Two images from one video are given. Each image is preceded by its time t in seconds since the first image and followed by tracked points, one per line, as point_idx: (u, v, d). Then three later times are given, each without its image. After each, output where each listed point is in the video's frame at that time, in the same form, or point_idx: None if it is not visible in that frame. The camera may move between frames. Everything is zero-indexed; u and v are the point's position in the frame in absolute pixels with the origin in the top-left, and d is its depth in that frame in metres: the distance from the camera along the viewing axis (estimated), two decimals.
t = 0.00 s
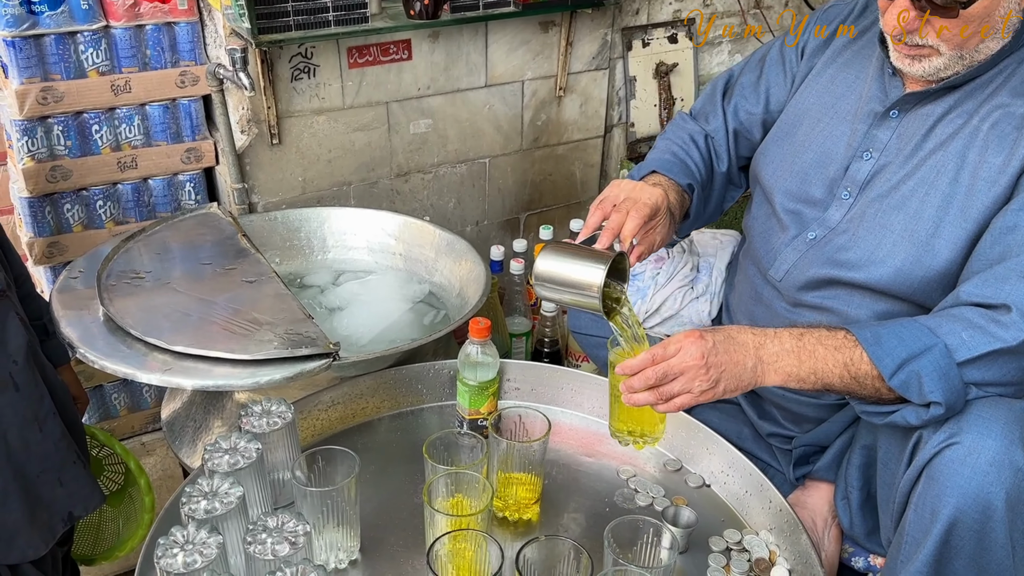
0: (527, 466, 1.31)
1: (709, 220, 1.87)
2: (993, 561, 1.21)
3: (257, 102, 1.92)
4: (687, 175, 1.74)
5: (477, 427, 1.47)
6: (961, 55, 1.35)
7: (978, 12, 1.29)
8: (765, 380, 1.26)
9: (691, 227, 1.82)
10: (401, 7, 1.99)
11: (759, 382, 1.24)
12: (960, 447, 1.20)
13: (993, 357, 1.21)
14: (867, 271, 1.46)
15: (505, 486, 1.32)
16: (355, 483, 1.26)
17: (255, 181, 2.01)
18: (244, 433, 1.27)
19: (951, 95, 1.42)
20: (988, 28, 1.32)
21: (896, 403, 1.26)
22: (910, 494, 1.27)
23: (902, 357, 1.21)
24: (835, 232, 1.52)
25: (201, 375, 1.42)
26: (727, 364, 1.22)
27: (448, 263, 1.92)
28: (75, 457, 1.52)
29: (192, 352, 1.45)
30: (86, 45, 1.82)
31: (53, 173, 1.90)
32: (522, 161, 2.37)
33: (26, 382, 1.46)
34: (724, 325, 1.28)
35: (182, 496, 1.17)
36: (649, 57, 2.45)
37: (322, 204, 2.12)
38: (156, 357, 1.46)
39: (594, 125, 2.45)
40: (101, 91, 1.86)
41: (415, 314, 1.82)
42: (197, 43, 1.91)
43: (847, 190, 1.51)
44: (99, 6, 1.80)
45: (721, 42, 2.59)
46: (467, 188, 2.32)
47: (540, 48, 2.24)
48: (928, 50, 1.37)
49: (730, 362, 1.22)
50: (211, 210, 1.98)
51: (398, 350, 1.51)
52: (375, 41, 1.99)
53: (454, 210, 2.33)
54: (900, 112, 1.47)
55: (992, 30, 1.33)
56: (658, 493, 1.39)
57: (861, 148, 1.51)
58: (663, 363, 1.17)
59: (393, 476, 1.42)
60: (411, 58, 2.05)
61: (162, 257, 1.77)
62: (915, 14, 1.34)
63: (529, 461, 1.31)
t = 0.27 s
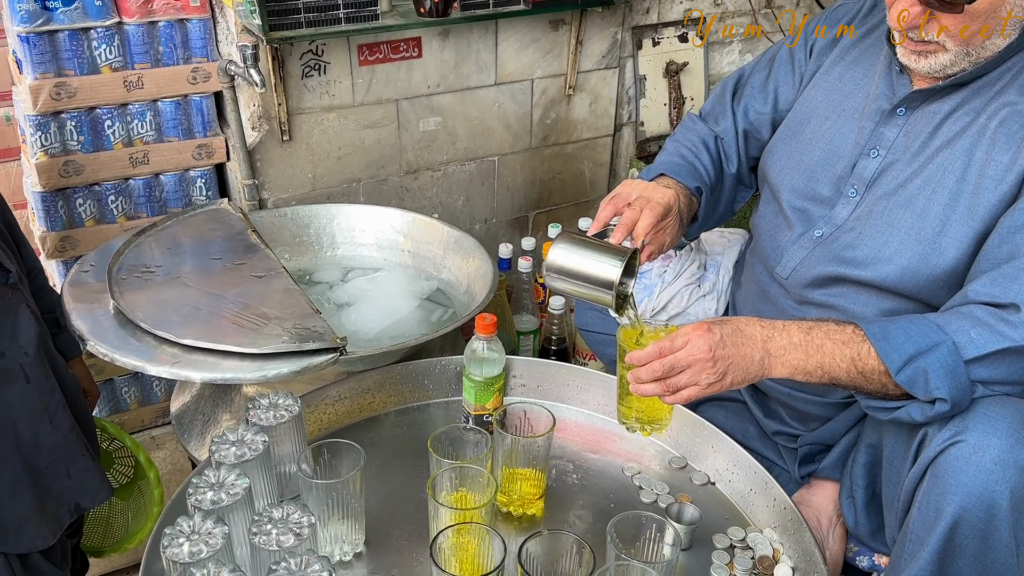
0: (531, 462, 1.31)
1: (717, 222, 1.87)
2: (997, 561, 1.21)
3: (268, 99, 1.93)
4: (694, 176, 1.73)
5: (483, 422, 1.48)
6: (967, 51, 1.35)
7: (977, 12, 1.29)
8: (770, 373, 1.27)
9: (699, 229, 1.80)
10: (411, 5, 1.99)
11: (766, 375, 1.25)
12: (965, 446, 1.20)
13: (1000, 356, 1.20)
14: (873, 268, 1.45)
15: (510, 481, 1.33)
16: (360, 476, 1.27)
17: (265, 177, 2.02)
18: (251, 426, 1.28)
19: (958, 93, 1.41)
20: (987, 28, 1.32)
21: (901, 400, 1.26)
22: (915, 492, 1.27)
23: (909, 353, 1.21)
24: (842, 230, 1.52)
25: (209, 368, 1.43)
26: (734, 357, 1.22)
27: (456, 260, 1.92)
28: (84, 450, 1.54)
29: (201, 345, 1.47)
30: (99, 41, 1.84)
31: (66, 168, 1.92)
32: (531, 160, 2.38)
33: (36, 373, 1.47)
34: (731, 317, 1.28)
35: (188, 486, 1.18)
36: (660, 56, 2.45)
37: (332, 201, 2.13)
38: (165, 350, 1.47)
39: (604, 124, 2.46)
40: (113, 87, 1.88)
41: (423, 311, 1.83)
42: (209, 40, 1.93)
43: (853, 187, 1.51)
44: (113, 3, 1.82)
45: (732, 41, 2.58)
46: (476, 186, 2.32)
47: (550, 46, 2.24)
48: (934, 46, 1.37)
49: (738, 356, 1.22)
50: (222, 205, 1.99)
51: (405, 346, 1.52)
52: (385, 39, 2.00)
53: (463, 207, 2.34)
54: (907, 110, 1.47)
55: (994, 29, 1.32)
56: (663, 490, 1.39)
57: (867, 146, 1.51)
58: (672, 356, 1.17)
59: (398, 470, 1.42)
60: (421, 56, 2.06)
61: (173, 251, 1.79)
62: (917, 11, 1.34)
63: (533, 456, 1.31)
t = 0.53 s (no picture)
0: (535, 463, 1.32)
1: (733, 240, 1.84)
2: (999, 566, 1.20)
3: (280, 100, 1.95)
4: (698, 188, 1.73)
5: (488, 423, 1.48)
6: (972, 52, 1.34)
7: (975, 12, 1.28)
8: (776, 374, 1.27)
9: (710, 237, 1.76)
10: (423, 7, 2.01)
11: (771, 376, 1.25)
12: (967, 451, 1.19)
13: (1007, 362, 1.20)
14: (880, 273, 1.45)
15: (513, 481, 1.33)
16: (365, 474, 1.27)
17: (277, 177, 2.04)
18: (257, 423, 1.30)
19: (964, 97, 1.41)
20: (987, 28, 1.30)
21: (905, 405, 1.26)
22: (918, 497, 1.26)
23: (914, 357, 1.21)
24: (848, 235, 1.51)
25: (217, 365, 1.44)
26: (739, 360, 1.22)
27: (465, 261, 1.93)
28: (94, 446, 1.56)
29: (210, 343, 1.48)
30: (115, 42, 1.86)
31: (81, 167, 1.95)
32: (542, 162, 2.38)
33: (48, 369, 1.49)
34: (736, 320, 1.27)
35: (194, 482, 1.20)
36: (672, 59, 2.45)
37: (343, 201, 2.14)
38: (175, 347, 1.49)
39: (615, 127, 2.46)
40: (128, 87, 1.91)
41: (432, 311, 1.84)
42: (223, 41, 1.95)
43: (860, 192, 1.50)
44: (128, 4, 1.84)
45: (745, 45, 2.58)
46: (487, 188, 2.33)
47: (562, 49, 2.25)
48: (939, 47, 1.36)
49: (742, 358, 1.22)
50: (234, 205, 2.01)
51: (410, 346, 1.53)
52: (397, 41, 2.02)
53: (473, 209, 2.35)
54: (913, 115, 1.46)
55: (995, 29, 1.31)
56: (667, 493, 1.38)
57: (874, 150, 1.51)
58: (677, 359, 1.16)
59: (404, 469, 1.43)
60: (432, 59, 2.07)
61: (186, 250, 1.81)
62: (916, 12, 1.35)
63: (537, 457, 1.32)
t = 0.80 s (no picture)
0: (542, 464, 1.32)
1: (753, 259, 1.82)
2: None
3: (298, 102, 1.97)
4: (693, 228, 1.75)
5: (497, 424, 1.49)
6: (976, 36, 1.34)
7: None
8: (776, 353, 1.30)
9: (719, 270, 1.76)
10: (440, 11, 2.02)
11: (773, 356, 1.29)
12: (966, 461, 1.18)
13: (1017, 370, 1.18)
14: (887, 281, 1.44)
15: (520, 483, 1.34)
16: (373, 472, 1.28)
17: (294, 178, 2.06)
18: (268, 420, 1.31)
19: (969, 101, 1.41)
20: (987, 29, 1.33)
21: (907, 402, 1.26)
22: (917, 505, 1.25)
23: (919, 352, 1.21)
24: (856, 243, 1.51)
25: (231, 362, 1.46)
26: (739, 338, 1.25)
27: (478, 264, 1.94)
28: (109, 442, 1.59)
29: (224, 341, 1.50)
30: (136, 44, 1.90)
31: (101, 166, 1.98)
32: (557, 166, 2.39)
33: (66, 365, 1.52)
34: (739, 296, 1.30)
35: (205, 476, 1.21)
36: (689, 64, 2.45)
37: (359, 203, 2.16)
38: (189, 344, 1.51)
39: (631, 132, 2.46)
40: (149, 88, 1.94)
41: (444, 313, 1.85)
42: (242, 44, 1.98)
43: (867, 201, 1.50)
44: (150, 6, 1.88)
45: (763, 51, 2.57)
46: (502, 191, 2.34)
47: (578, 54, 2.26)
48: (944, 27, 1.36)
49: (743, 337, 1.25)
50: (251, 206, 2.04)
51: (421, 346, 1.54)
52: (414, 45, 2.03)
53: (488, 212, 2.36)
54: (918, 122, 1.46)
55: (996, 31, 1.33)
56: (674, 497, 1.39)
57: (879, 158, 1.50)
58: (674, 335, 1.18)
59: (412, 468, 1.44)
60: (449, 62, 2.09)
61: (203, 249, 1.84)
62: (918, 16, 1.39)
63: (544, 459, 1.32)
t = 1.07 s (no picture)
0: (553, 467, 1.34)
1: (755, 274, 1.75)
2: None
3: (321, 108, 2.00)
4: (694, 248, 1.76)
5: (510, 428, 1.50)
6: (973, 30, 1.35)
7: None
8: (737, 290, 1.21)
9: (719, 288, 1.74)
10: (462, 20, 2.05)
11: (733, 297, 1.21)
12: (973, 472, 1.17)
13: None
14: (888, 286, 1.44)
15: (531, 486, 1.35)
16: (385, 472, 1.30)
17: (316, 183, 2.09)
18: (284, 418, 1.33)
19: (966, 105, 1.42)
20: (986, 28, 1.34)
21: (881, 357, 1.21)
22: (923, 515, 1.24)
23: (892, 296, 1.13)
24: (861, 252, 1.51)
25: (250, 362, 1.49)
26: (698, 270, 1.17)
27: (495, 269, 1.96)
28: (130, 439, 1.62)
29: (243, 341, 1.53)
30: (165, 50, 1.94)
31: (128, 169, 2.03)
32: (576, 174, 2.41)
33: (89, 359, 1.56)
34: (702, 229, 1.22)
35: (222, 470, 1.24)
36: (710, 73, 2.45)
37: (379, 208, 2.19)
38: (209, 343, 1.54)
39: (651, 140, 2.47)
40: (176, 93, 1.99)
41: (461, 317, 1.86)
42: (268, 50, 2.02)
43: (871, 209, 1.50)
44: (178, 13, 1.93)
45: (785, 60, 2.57)
46: (521, 198, 2.36)
47: (598, 62, 2.27)
48: (942, 20, 1.38)
49: (702, 270, 1.16)
50: (273, 209, 2.07)
51: (435, 348, 1.56)
52: (436, 53, 2.06)
53: (507, 218, 2.38)
54: (918, 129, 1.46)
55: (992, 32, 1.35)
56: (684, 504, 1.40)
57: (883, 167, 1.51)
58: (629, 263, 1.15)
59: (424, 469, 1.46)
60: (470, 70, 2.11)
61: (226, 251, 1.87)
62: (919, 12, 1.41)
63: (556, 463, 1.33)
